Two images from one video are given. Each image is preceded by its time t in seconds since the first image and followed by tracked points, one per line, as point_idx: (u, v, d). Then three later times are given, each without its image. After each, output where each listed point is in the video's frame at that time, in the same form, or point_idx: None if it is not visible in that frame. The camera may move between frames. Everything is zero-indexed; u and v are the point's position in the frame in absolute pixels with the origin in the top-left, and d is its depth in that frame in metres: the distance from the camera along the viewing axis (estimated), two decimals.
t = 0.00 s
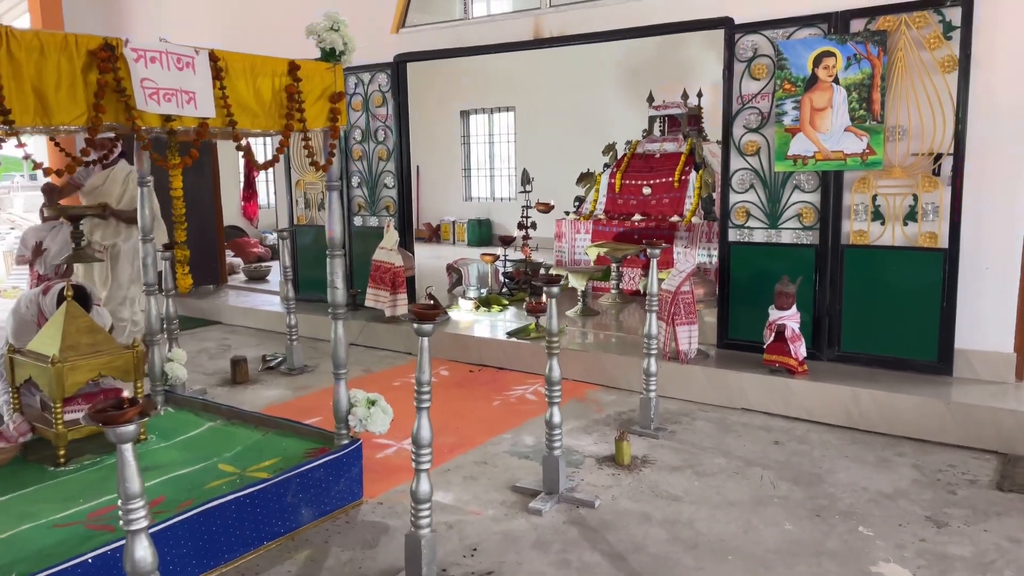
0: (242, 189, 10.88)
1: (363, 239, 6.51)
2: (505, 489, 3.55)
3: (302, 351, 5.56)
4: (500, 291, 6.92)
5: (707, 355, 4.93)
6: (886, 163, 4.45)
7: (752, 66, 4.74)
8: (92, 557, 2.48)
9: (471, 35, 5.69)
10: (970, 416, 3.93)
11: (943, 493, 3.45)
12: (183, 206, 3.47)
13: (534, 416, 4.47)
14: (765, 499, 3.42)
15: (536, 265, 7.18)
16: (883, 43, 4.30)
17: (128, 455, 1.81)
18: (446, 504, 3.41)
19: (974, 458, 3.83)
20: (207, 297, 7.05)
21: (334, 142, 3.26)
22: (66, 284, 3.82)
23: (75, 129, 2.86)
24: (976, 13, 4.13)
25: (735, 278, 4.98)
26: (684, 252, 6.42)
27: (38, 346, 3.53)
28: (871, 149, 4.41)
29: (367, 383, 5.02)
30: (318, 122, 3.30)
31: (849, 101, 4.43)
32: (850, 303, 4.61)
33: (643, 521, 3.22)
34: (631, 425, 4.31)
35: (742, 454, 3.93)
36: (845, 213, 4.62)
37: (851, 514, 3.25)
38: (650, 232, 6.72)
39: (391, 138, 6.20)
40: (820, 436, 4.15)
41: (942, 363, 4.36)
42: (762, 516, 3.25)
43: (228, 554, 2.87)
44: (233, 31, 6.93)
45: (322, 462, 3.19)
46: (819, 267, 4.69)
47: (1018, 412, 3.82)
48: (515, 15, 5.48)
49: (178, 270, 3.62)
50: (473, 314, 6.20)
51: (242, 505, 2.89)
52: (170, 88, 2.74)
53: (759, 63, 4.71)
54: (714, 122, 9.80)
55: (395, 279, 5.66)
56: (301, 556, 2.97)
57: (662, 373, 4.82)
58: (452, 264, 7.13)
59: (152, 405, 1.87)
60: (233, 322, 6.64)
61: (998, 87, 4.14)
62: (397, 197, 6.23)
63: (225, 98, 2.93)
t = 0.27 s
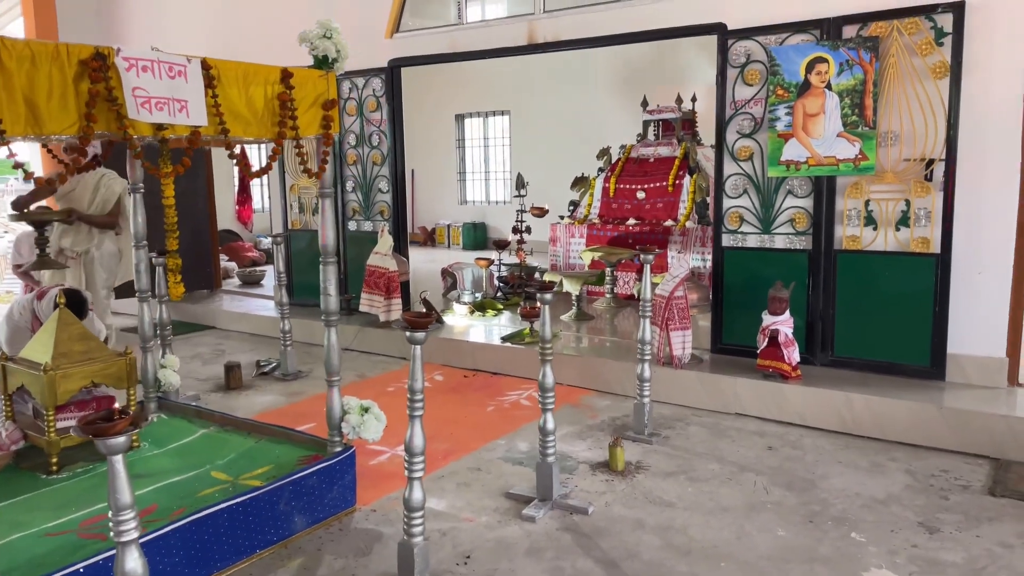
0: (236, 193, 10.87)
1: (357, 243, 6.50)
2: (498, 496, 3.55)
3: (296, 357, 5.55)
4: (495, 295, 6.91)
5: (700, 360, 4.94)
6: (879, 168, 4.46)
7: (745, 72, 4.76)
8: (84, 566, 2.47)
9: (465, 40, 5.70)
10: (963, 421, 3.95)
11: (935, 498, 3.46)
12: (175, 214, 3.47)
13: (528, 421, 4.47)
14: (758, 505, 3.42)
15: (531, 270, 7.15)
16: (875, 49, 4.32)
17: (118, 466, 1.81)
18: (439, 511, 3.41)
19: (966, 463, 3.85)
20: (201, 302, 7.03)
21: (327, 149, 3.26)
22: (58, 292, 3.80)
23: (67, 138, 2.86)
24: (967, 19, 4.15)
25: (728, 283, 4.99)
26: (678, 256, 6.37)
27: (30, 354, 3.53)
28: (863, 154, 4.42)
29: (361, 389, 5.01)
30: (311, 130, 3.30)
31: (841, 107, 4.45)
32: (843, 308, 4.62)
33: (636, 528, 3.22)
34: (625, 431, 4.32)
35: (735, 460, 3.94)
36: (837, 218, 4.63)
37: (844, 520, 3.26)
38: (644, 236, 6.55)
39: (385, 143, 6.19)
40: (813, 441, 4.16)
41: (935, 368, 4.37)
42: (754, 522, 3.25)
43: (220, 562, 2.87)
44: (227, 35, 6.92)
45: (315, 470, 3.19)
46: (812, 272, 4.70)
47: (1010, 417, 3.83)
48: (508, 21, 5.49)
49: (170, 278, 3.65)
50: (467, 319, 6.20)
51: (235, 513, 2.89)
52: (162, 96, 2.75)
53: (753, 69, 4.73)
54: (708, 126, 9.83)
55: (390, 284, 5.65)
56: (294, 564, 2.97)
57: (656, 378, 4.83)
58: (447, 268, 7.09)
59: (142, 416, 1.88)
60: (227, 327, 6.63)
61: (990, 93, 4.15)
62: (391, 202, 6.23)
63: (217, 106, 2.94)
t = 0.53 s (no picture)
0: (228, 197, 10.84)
1: (349, 247, 6.49)
2: (489, 500, 3.54)
3: (287, 361, 5.53)
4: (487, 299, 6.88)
5: (692, 363, 4.94)
6: (869, 171, 4.48)
7: (736, 76, 4.77)
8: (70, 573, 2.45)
9: (457, 44, 5.70)
10: (953, 423, 3.96)
11: (926, 501, 3.47)
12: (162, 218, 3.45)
13: (519, 425, 4.46)
14: (749, 508, 3.42)
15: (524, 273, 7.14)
16: (865, 53, 4.34)
17: (102, 472, 1.79)
18: (430, 515, 3.40)
19: (956, 465, 3.85)
20: (192, 306, 7.00)
21: (316, 152, 3.26)
22: (48, 296, 3.78)
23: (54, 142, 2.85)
24: (957, 23, 4.16)
25: (720, 285, 4.99)
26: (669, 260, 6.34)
27: (18, 358, 3.50)
28: (854, 158, 4.44)
29: (352, 393, 4.99)
30: (300, 133, 3.30)
31: (831, 111, 4.46)
32: (834, 311, 4.63)
33: (627, 532, 3.22)
34: (617, 434, 4.31)
35: (727, 463, 3.94)
36: (828, 221, 4.64)
37: (834, 523, 3.26)
38: (636, 238, 6.55)
39: (377, 146, 6.19)
40: (805, 444, 4.16)
41: (925, 371, 4.38)
42: (745, 525, 3.25)
43: (209, 568, 2.85)
44: (219, 38, 6.90)
45: (305, 475, 3.18)
46: (802, 276, 4.71)
47: (1001, 419, 3.84)
48: (500, 24, 5.49)
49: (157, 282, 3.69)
50: (460, 322, 6.19)
51: (223, 519, 2.87)
52: (149, 100, 2.74)
53: (743, 73, 4.74)
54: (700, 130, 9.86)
55: (382, 288, 5.63)
56: (283, 569, 2.95)
57: (648, 381, 4.83)
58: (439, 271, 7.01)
59: (126, 422, 1.86)
60: (218, 332, 6.60)
61: (979, 96, 4.17)
62: (383, 205, 6.23)
63: (205, 110, 2.93)
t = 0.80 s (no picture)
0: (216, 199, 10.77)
1: (338, 248, 6.45)
2: (478, 501, 3.52)
3: (275, 362, 5.49)
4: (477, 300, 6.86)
5: (682, 363, 4.93)
6: (857, 171, 4.49)
7: (725, 75, 4.77)
8: None
9: (446, 44, 5.68)
10: (942, 423, 3.96)
11: (915, 499, 3.47)
12: (146, 217, 3.43)
13: (509, 426, 4.44)
14: (738, 508, 3.41)
15: (513, 274, 7.13)
16: (853, 52, 4.34)
17: (81, 473, 1.75)
18: (418, 516, 3.37)
19: (945, 464, 3.85)
20: (179, 308, 6.95)
21: (302, 151, 3.23)
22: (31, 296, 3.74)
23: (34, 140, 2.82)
24: (943, 24, 4.18)
25: (709, 285, 4.98)
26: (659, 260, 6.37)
27: None
28: (842, 157, 4.44)
29: (340, 394, 4.95)
30: (286, 131, 3.27)
31: (820, 110, 4.47)
32: (823, 311, 4.63)
33: (616, 532, 3.20)
34: (606, 435, 4.30)
35: (716, 463, 3.93)
36: (817, 221, 4.65)
37: (823, 522, 3.25)
38: (626, 239, 6.57)
39: (366, 146, 6.16)
40: (794, 444, 4.16)
41: (914, 370, 4.39)
42: (734, 525, 3.24)
43: (193, 571, 2.81)
44: (206, 38, 6.86)
45: (291, 476, 3.14)
46: (791, 276, 4.71)
47: (989, 418, 3.85)
48: (489, 24, 5.47)
49: (140, 282, 3.63)
50: (449, 323, 6.16)
51: (208, 521, 2.84)
52: (131, 97, 2.72)
53: (732, 72, 4.74)
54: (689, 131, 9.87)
55: (371, 289, 5.60)
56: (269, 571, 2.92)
57: (638, 381, 4.81)
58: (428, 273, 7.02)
59: (105, 421, 1.82)
60: (206, 334, 6.55)
61: (966, 96, 4.18)
62: (372, 206, 6.20)
63: (188, 107, 2.91)
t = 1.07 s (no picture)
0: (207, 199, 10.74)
1: (330, 249, 6.44)
2: (469, 502, 3.51)
3: (266, 363, 5.48)
4: (469, 301, 6.85)
5: (673, 363, 4.94)
6: (847, 171, 4.50)
7: (715, 76, 4.77)
8: None
9: (437, 44, 5.67)
10: (931, 421, 3.98)
11: (904, 498, 3.48)
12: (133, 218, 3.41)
13: (500, 426, 4.44)
14: (729, 507, 3.41)
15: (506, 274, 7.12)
16: (843, 52, 4.36)
17: (66, 475, 1.75)
18: (408, 517, 3.37)
19: (935, 463, 3.87)
20: (170, 309, 6.92)
21: (291, 151, 3.22)
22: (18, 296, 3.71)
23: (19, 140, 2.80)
24: (932, 24, 4.19)
25: (700, 285, 4.99)
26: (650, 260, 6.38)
27: None
28: (831, 157, 4.45)
29: (331, 395, 4.94)
30: (274, 131, 3.26)
31: (809, 110, 4.48)
32: (814, 311, 4.64)
33: (607, 532, 3.20)
34: (598, 435, 4.30)
35: (707, 462, 3.93)
36: (807, 221, 4.66)
37: (813, 521, 3.26)
38: (618, 239, 6.57)
39: (357, 147, 6.15)
40: (785, 443, 4.16)
41: (904, 369, 4.41)
42: (725, 525, 3.24)
43: (182, 573, 2.80)
44: (196, 38, 6.83)
45: (281, 477, 3.13)
46: (782, 275, 4.72)
47: (978, 416, 3.86)
48: (480, 25, 5.47)
49: (128, 283, 3.61)
50: (441, 323, 6.15)
51: (197, 523, 2.82)
52: (117, 97, 2.71)
53: (722, 73, 4.75)
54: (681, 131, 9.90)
55: (362, 289, 5.59)
56: (258, 573, 2.91)
57: (629, 381, 4.82)
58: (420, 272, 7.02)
59: (91, 424, 1.82)
60: (197, 335, 6.53)
61: (955, 96, 4.20)
62: (363, 206, 6.19)
63: (175, 107, 2.90)
